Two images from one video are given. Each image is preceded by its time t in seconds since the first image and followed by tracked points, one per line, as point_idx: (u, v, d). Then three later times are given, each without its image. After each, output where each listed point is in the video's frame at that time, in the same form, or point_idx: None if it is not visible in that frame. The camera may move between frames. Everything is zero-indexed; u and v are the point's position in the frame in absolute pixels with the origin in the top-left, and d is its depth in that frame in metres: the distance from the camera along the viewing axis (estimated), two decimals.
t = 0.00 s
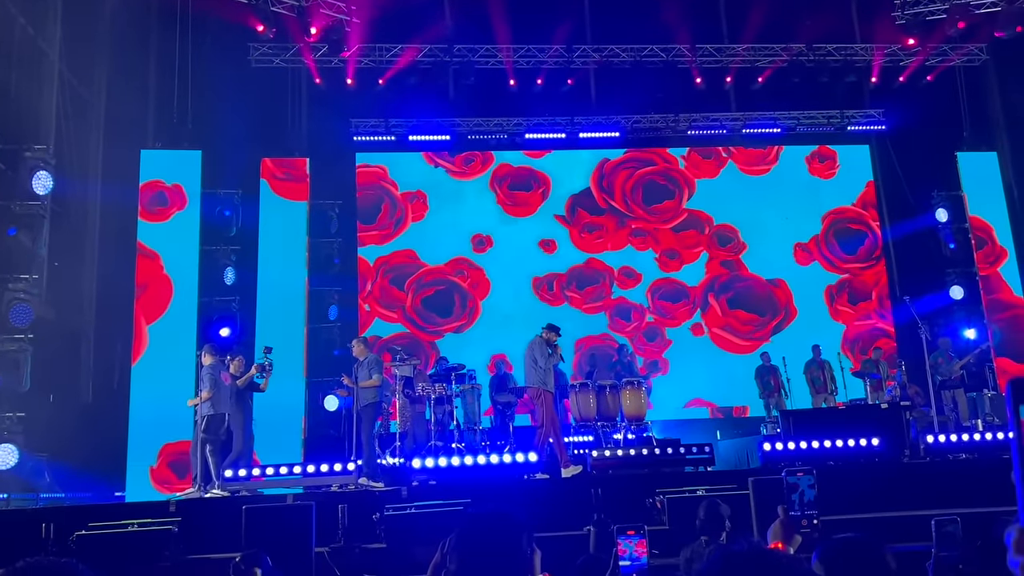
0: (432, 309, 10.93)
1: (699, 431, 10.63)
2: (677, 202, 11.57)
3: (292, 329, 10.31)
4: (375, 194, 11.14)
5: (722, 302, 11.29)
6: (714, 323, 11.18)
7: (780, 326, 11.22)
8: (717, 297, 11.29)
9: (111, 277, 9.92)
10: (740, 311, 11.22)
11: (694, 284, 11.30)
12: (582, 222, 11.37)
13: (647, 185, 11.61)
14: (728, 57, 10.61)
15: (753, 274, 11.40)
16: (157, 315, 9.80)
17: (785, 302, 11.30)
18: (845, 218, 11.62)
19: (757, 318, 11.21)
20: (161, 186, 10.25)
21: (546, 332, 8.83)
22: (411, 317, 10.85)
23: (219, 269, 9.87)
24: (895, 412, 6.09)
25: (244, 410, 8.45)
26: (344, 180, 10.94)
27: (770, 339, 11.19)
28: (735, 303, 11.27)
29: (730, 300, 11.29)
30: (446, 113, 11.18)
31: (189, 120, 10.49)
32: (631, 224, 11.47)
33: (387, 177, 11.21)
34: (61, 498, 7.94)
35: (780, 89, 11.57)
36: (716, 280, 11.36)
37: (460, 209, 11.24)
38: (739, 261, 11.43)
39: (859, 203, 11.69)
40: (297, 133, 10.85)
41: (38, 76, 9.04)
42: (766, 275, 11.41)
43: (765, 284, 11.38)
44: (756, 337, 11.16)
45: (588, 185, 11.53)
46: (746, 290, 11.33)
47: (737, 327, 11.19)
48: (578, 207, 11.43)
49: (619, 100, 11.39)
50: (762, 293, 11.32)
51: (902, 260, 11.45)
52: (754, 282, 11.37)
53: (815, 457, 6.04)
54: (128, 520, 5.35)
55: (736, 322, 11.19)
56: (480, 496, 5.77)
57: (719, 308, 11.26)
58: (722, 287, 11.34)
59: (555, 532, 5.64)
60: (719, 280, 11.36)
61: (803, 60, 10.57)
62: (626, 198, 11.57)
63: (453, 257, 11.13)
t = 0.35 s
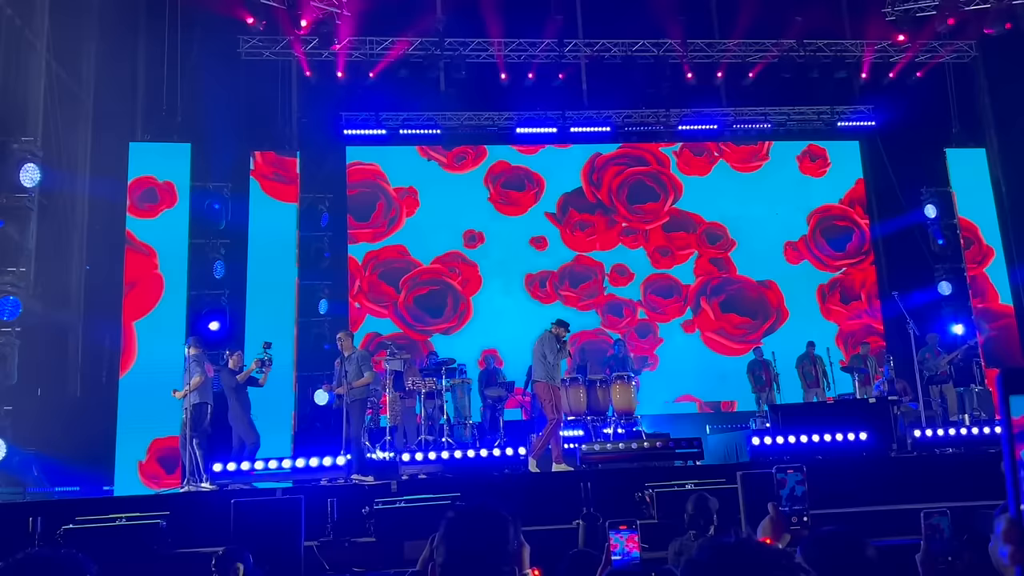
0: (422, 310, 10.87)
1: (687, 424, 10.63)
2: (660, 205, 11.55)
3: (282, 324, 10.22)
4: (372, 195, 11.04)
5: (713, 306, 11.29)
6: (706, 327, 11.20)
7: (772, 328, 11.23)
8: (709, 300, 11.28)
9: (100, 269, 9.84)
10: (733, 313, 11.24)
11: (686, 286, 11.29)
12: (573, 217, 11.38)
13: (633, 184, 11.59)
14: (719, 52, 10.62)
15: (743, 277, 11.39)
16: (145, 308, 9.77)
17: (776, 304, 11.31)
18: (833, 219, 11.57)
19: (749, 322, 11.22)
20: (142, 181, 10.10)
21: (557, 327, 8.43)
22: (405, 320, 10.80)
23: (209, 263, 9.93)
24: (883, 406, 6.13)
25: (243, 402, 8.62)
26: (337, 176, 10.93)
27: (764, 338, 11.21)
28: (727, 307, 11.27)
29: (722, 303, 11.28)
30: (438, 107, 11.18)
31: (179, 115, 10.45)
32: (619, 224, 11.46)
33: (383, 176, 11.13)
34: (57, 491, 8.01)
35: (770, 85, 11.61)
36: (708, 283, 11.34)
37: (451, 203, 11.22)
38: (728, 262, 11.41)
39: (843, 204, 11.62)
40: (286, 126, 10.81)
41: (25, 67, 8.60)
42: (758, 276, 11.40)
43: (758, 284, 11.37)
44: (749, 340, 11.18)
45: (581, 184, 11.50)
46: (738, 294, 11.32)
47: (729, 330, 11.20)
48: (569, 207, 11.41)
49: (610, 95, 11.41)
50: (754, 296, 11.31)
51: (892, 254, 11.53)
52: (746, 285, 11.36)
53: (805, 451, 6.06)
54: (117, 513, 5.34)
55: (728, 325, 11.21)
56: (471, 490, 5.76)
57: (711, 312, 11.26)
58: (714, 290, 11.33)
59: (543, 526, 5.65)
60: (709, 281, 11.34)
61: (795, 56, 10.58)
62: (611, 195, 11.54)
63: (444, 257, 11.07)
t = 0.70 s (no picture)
0: (412, 314, 10.83)
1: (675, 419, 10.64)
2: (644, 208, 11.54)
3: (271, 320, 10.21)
4: (368, 192, 11.10)
5: (705, 311, 11.27)
6: (698, 331, 11.17)
7: (765, 332, 11.24)
8: (701, 305, 11.27)
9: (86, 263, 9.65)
10: (725, 316, 11.23)
11: (678, 286, 11.30)
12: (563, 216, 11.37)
13: (620, 184, 11.57)
14: (710, 49, 10.65)
15: (732, 281, 11.39)
16: (133, 302, 9.79)
17: (768, 308, 11.33)
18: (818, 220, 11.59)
19: (741, 327, 11.22)
20: (133, 177, 10.08)
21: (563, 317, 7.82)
22: (395, 322, 10.76)
23: (198, 258, 9.91)
24: (870, 402, 6.15)
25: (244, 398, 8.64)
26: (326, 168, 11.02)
27: (759, 340, 11.24)
28: (719, 312, 11.26)
29: (714, 308, 11.27)
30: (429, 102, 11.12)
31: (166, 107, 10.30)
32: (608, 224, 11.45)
33: (379, 176, 11.17)
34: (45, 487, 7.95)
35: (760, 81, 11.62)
36: (700, 288, 11.34)
37: (441, 200, 11.23)
38: (718, 262, 11.42)
39: (830, 202, 11.67)
40: (275, 120, 10.76)
41: (10, 56, 8.09)
42: (747, 280, 11.39)
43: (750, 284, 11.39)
44: (742, 345, 11.18)
45: (572, 184, 11.50)
46: (730, 298, 11.31)
47: (721, 335, 11.19)
48: (560, 205, 11.40)
49: (601, 91, 11.41)
50: (746, 300, 11.31)
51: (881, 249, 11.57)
52: (737, 289, 11.35)
53: (793, 447, 6.08)
54: (103, 509, 5.29)
55: (721, 330, 11.19)
56: (460, 485, 5.74)
57: (703, 317, 11.24)
58: (706, 295, 11.32)
59: (531, 522, 5.65)
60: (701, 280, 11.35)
61: (785, 53, 10.58)
62: (596, 192, 11.52)
63: (436, 259, 11.03)
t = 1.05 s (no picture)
0: (403, 317, 10.80)
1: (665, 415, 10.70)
2: (625, 211, 11.52)
3: (258, 317, 10.21)
4: (363, 193, 11.06)
5: (696, 316, 11.27)
6: (689, 335, 11.18)
7: (756, 334, 11.24)
8: (692, 310, 11.26)
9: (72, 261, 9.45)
10: (716, 318, 11.24)
11: (670, 286, 11.30)
12: (553, 215, 11.38)
13: (604, 184, 11.56)
14: (699, 45, 10.66)
15: (721, 284, 11.40)
16: (120, 298, 9.74)
17: (758, 311, 11.33)
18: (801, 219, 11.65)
19: (732, 332, 11.21)
20: (122, 173, 10.04)
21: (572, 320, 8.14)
22: (384, 321, 10.76)
23: (185, 254, 9.79)
24: (857, 397, 6.20)
25: (241, 394, 8.73)
26: (315, 167, 10.89)
27: (751, 341, 11.24)
28: (711, 317, 11.25)
29: (705, 312, 11.28)
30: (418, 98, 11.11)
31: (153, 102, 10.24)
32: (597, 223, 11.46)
33: (373, 176, 11.14)
34: (33, 483, 7.72)
35: (748, 78, 11.66)
36: (691, 292, 11.33)
37: (431, 196, 11.21)
38: (708, 262, 11.43)
39: (817, 199, 11.75)
40: (263, 117, 10.67)
41: None
42: (735, 284, 11.40)
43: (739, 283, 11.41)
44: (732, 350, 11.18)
45: (561, 181, 11.52)
46: (721, 302, 11.31)
47: (712, 340, 11.19)
48: (551, 203, 11.41)
49: (590, 88, 11.42)
50: (735, 305, 11.32)
51: (869, 245, 11.59)
52: (726, 293, 11.36)
53: (780, 443, 6.11)
54: (89, 506, 5.26)
55: (711, 335, 11.19)
56: (448, 481, 5.74)
57: (694, 321, 11.24)
58: (697, 299, 11.30)
59: (520, 518, 5.65)
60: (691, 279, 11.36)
61: (775, 50, 10.59)
62: (581, 188, 11.54)
63: (430, 263, 11.01)
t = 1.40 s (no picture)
0: (391, 320, 10.67)
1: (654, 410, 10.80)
2: (608, 212, 11.44)
3: (246, 315, 9.96)
4: (354, 191, 10.99)
5: (686, 320, 11.21)
6: (679, 340, 11.13)
7: (745, 337, 11.22)
8: (681, 315, 11.19)
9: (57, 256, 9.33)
10: (706, 318, 11.20)
11: (660, 288, 11.26)
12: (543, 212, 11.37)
13: (586, 184, 11.49)
14: (687, 42, 10.67)
15: (708, 288, 11.34)
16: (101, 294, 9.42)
17: (746, 314, 11.29)
18: (787, 220, 11.60)
19: (721, 336, 11.16)
20: (99, 162, 9.68)
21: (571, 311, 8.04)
22: (370, 318, 10.64)
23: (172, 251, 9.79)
24: (844, 394, 6.24)
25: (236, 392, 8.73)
26: (302, 161, 10.97)
27: (739, 344, 11.20)
28: (700, 321, 11.20)
29: (694, 317, 11.22)
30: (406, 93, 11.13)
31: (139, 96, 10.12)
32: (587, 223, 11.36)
33: (366, 175, 11.07)
34: (16, 480, 7.63)
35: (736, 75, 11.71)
36: (679, 297, 11.27)
37: (420, 193, 11.18)
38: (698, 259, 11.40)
39: (802, 199, 11.70)
40: (250, 112, 10.62)
41: None
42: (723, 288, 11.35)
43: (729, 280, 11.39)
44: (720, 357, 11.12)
45: (547, 179, 11.46)
46: (709, 307, 11.25)
47: (701, 345, 11.14)
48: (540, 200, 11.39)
49: (578, 84, 11.45)
50: (724, 309, 11.27)
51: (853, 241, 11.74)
52: (715, 296, 11.30)
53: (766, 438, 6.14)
54: (76, 503, 5.23)
55: (701, 340, 11.13)
56: (437, 478, 5.73)
57: (683, 326, 11.18)
58: (686, 303, 11.24)
59: (509, 514, 5.63)
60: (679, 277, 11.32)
61: (762, 47, 10.63)
62: (565, 184, 11.47)
63: (421, 264, 10.98)
